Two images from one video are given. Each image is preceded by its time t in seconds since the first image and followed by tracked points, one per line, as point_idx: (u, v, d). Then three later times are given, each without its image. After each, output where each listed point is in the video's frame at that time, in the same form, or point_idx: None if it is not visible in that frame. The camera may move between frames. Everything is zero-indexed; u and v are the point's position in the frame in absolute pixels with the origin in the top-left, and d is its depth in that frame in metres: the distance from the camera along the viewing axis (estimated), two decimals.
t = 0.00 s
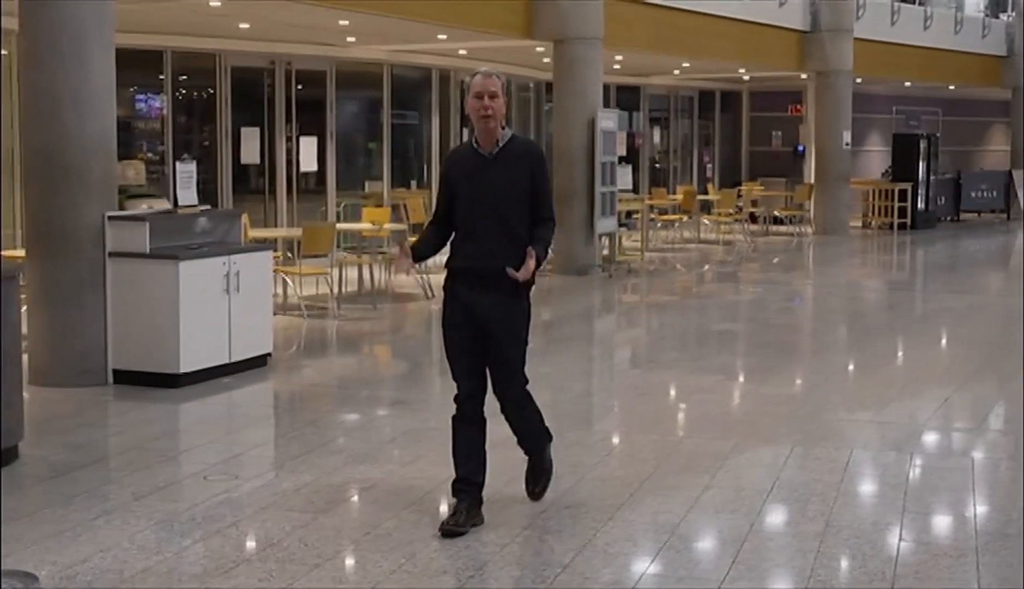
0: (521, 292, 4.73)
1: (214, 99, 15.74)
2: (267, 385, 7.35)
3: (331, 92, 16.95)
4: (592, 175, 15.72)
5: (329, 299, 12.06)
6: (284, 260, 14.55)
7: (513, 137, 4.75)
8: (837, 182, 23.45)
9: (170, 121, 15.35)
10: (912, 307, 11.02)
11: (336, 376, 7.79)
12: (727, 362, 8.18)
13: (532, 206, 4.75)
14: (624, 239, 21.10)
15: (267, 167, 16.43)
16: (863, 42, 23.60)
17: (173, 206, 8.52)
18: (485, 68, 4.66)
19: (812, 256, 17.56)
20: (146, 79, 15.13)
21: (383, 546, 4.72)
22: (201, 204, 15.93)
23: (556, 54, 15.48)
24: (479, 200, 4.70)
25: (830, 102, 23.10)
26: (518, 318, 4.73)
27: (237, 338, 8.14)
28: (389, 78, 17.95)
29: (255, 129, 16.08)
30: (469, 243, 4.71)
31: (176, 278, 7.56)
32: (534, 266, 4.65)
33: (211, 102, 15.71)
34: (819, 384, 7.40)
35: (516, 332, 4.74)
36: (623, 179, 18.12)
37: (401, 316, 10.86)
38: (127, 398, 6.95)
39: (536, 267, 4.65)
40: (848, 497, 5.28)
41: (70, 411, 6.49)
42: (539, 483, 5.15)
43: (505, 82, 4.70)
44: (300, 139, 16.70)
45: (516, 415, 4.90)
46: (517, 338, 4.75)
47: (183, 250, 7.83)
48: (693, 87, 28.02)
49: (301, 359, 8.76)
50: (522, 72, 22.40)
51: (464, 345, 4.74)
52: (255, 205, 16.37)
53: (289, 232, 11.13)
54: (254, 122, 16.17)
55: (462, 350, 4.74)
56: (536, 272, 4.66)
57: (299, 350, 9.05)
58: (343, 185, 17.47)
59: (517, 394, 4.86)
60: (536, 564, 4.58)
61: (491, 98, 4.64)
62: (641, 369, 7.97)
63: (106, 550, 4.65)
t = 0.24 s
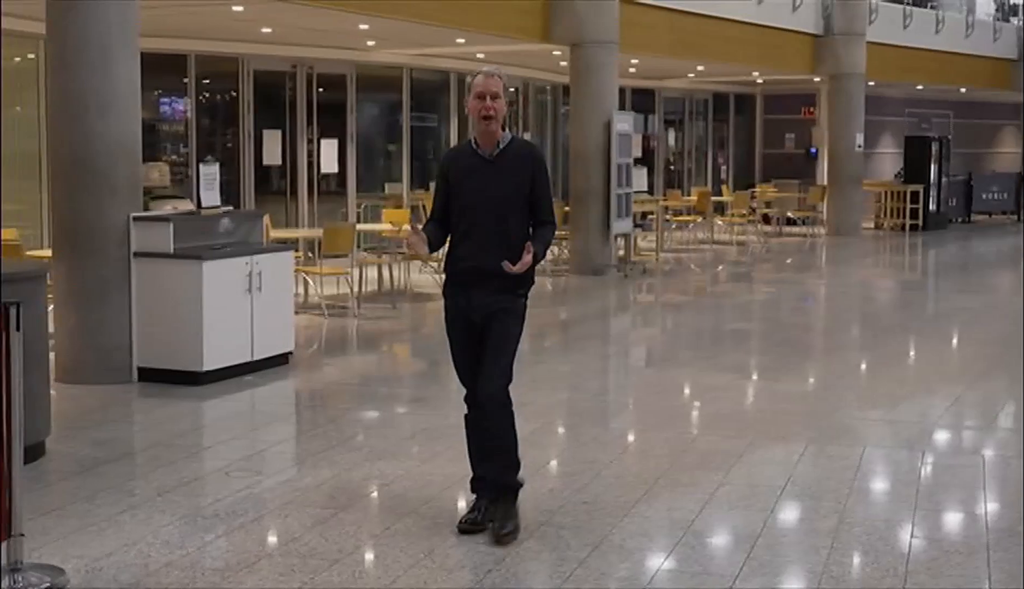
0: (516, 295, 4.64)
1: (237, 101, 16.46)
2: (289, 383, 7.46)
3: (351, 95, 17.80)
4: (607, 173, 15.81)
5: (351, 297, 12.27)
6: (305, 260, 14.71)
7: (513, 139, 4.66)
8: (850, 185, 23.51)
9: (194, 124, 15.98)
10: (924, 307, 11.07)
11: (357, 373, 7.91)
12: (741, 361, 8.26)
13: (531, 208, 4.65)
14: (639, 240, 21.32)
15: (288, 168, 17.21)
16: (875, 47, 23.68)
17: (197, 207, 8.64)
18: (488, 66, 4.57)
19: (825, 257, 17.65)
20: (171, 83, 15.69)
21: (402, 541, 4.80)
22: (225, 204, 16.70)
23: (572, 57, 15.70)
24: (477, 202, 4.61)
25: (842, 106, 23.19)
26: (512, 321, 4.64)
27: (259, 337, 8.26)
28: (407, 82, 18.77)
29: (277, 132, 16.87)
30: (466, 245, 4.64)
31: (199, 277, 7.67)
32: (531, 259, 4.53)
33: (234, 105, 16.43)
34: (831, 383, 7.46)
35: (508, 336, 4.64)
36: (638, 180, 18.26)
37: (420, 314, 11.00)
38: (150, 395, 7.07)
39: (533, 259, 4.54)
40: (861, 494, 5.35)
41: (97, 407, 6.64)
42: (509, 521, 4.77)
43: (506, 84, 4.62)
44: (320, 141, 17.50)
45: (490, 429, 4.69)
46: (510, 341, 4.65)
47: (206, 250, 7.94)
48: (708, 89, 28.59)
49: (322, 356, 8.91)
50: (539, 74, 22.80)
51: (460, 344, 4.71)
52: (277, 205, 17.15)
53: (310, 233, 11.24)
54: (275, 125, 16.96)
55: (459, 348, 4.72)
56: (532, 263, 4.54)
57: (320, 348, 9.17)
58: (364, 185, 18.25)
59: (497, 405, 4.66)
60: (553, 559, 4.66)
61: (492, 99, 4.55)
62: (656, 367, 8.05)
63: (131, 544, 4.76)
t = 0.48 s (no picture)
0: (515, 310, 4.48)
1: (258, 104, 16.68)
2: (307, 380, 7.56)
3: (370, 99, 17.94)
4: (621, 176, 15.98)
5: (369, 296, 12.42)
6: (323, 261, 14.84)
7: (517, 150, 4.50)
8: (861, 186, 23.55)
9: (214, 126, 16.21)
10: (934, 307, 11.12)
11: (374, 371, 8.00)
12: (752, 360, 8.33)
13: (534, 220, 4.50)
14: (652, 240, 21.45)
15: (308, 170, 17.39)
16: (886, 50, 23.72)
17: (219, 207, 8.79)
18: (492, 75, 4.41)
19: (836, 258, 17.71)
20: (193, 85, 15.96)
21: (420, 536, 4.90)
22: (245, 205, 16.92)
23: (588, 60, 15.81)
24: (478, 213, 4.46)
25: (853, 109, 23.23)
26: (510, 336, 4.48)
27: (280, 335, 8.38)
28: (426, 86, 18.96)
29: (297, 133, 17.11)
30: (466, 256, 4.49)
31: (220, 276, 7.80)
32: (520, 282, 4.39)
33: (254, 107, 16.65)
34: (842, 382, 7.53)
35: (506, 351, 4.49)
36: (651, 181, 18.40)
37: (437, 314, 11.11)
38: (171, 392, 7.18)
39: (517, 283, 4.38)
40: (872, 491, 5.42)
41: (120, 404, 6.76)
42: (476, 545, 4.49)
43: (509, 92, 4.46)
44: (340, 144, 17.68)
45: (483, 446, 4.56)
46: (508, 355, 4.50)
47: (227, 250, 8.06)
48: (721, 93, 28.83)
49: (339, 355, 9.01)
50: (554, 77, 22.98)
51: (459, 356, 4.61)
52: (297, 208, 17.37)
53: (329, 233, 11.34)
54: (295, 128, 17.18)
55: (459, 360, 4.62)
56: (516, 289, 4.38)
57: (339, 347, 9.27)
58: (383, 187, 18.43)
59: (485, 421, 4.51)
60: (568, 555, 4.75)
61: (495, 108, 4.40)
62: (669, 366, 8.13)
63: (153, 539, 4.86)
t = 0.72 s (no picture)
0: (519, 309, 4.43)
1: (277, 107, 16.87)
2: (326, 378, 7.68)
3: (387, 101, 18.18)
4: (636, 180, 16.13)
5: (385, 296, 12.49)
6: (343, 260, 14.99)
7: (523, 146, 4.46)
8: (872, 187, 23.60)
9: (235, 128, 16.34)
10: (944, 307, 11.18)
11: (391, 370, 8.11)
12: (764, 359, 8.40)
13: (538, 218, 4.44)
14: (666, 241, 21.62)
15: (327, 171, 17.61)
16: (896, 54, 23.80)
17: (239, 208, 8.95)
18: (499, 67, 4.35)
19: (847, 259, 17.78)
20: (214, 89, 16.02)
21: (436, 532, 4.99)
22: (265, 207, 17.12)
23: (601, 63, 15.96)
24: (480, 209, 4.42)
25: (863, 112, 23.30)
26: (516, 335, 4.43)
27: (300, 334, 8.52)
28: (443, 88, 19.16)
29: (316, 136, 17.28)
30: (468, 254, 4.44)
31: (242, 275, 7.93)
32: (539, 264, 4.29)
33: (275, 110, 16.84)
34: (853, 380, 7.60)
35: (512, 351, 4.43)
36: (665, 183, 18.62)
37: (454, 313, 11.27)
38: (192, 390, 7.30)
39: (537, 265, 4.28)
40: (882, 488, 5.50)
41: (142, 401, 6.89)
42: (486, 549, 4.55)
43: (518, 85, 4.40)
44: (358, 146, 17.93)
45: (492, 452, 4.51)
46: (516, 356, 4.45)
47: (248, 251, 8.24)
48: (734, 95, 29.15)
49: (357, 352, 9.16)
50: (570, 81, 23.31)
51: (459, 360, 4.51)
52: (316, 210, 17.53)
53: (347, 233, 11.47)
54: (315, 130, 17.37)
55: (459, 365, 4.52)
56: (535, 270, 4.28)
57: (357, 345, 9.39)
58: (400, 188, 18.65)
59: (498, 427, 4.48)
60: (583, 550, 4.84)
61: (503, 102, 4.34)
62: (682, 364, 8.22)
63: (175, 533, 4.98)
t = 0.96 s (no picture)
0: (524, 311, 4.48)
1: (298, 110, 17.13)
2: (345, 376, 7.79)
3: (406, 103, 18.36)
4: (650, 180, 16.33)
5: (404, 296, 12.57)
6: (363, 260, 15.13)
7: (525, 146, 4.49)
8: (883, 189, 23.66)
9: (257, 131, 16.61)
10: (955, 307, 11.21)
11: (409, 368, 8.23)
12: (777, 358, 8.47)
13: (539, 219, 4.48)
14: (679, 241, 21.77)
15: (347, 172, 17.83)
16: (907, 57, 23.89)
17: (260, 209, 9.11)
18: (499, 66, 4.40)
19: (858, 260, 17.83)
20: (236, 92, 16.35)
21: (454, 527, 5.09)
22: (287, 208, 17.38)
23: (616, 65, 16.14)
24: (482, 211, 4.46)
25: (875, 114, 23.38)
26: (522, 337, 4.48)
27: (321, 333, 8.66)
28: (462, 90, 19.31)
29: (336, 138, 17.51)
30: (469, 255, 4.48)
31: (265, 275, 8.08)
32: (532, 271, 4.32)
33: (296, 113, 17.10)
34: (865, 379, 7.66)
35: (517, 353, 4.48)
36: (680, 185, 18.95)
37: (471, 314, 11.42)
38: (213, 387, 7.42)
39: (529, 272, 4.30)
40: (893, 486, 5.57)
41: (166, 398, 7.03)
42: (502, 547, 4.64)
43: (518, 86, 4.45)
44: (377, 147, 18.10)
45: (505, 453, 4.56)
46: (523, 358, 4.50)
47: (270, 251, 8.38)
48: (747, 98, 29.55)
49: (377, 350, 9.32)
50: (585, 84, 23.68)
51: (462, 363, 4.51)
52: (335, 210, 17.86)
53: (364, 233, 11.57)
54: (334, 132, 17.61)
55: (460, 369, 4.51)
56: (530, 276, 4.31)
57: (375, 344, 9.50)
58: (420, 190, 18.88)
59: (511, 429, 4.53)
60: (599, 546, 4.93)
61: (503, 101, 4.39)
62: (697, 363, 8.30)
63: (198, 528, 5.09)
